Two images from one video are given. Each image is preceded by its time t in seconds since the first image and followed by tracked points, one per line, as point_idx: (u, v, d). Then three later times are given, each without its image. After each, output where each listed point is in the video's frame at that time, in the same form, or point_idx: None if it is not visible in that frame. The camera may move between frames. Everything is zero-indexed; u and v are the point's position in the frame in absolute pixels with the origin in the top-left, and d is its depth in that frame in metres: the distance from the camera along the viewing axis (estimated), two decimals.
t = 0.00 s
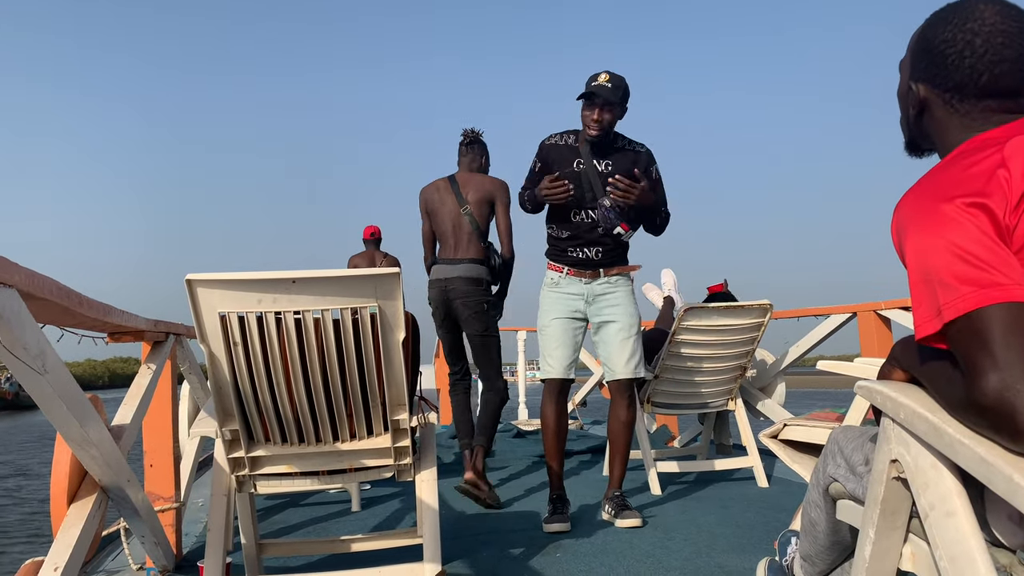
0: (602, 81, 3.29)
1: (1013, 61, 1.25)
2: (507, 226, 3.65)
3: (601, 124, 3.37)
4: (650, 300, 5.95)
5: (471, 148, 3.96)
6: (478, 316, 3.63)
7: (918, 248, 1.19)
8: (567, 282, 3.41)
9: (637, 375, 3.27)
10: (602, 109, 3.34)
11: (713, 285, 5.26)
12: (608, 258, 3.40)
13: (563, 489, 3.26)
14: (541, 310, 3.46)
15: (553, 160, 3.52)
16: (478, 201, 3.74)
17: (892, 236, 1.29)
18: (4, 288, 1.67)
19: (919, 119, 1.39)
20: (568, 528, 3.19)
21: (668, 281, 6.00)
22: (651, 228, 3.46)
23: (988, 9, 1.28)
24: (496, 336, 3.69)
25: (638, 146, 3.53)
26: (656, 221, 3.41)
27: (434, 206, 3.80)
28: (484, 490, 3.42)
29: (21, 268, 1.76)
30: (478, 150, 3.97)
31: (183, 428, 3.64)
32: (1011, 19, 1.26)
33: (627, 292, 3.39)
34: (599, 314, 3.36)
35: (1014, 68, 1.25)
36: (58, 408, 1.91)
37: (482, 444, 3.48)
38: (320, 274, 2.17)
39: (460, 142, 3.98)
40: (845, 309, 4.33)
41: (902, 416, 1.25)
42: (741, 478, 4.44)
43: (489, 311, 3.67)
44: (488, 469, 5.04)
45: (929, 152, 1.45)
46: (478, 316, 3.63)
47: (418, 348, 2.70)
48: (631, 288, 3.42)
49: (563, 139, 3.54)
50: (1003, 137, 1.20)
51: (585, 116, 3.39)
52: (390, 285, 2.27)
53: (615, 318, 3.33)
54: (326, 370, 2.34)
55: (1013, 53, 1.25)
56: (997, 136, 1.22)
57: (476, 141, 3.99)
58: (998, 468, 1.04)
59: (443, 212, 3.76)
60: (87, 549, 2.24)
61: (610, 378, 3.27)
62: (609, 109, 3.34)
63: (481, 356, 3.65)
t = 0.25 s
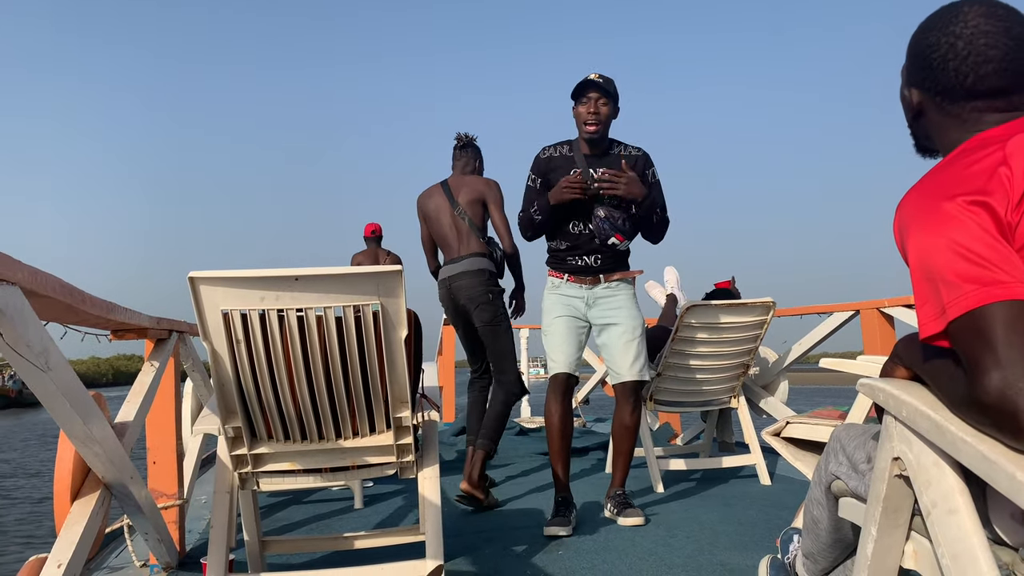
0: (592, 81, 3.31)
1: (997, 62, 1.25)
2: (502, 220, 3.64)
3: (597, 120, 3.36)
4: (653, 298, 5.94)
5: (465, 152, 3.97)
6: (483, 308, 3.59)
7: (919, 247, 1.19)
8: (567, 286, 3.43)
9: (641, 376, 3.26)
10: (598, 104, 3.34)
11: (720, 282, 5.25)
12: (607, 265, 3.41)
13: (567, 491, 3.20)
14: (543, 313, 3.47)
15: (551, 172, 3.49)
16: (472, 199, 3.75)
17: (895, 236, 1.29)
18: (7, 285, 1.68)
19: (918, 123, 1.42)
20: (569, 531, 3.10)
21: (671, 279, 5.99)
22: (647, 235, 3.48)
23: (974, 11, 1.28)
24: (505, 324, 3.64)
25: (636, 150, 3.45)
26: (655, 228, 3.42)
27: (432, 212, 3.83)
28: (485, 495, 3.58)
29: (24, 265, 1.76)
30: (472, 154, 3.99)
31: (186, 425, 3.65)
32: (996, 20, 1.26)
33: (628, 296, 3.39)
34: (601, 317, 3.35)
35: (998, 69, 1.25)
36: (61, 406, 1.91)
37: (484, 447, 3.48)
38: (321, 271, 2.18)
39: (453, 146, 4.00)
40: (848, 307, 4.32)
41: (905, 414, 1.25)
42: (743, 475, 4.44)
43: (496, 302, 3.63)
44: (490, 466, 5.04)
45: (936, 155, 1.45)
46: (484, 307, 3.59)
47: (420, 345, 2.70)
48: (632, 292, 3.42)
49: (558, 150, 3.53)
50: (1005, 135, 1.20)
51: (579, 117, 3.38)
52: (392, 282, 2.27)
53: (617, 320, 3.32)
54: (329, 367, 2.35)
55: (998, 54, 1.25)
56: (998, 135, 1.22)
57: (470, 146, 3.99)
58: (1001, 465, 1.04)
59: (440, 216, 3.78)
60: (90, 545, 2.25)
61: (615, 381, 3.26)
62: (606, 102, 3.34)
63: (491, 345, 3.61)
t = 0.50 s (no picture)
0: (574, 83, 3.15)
1: (992, 62, 1.26)
2: (508, 223, 3.64)
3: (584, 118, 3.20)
4: (656, 295, 5.93)
5: (466, 155, 3.96)
6: (484, 318, 3.62)
7: (921, 246, 1.18)
8: (560, 285, 3.41)
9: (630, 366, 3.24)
10: (584, 103, 3.18)
11: (732, 279, 5.24)
12: (600, 267, 3.41)
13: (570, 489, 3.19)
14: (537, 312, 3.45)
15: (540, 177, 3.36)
16: (477, 202, 3.74)
17: (897, 235, 1.28)
18: (9, 282, 1.68)
19: (919, 126, 1.42)
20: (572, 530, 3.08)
21: (674, 276, 5.98)
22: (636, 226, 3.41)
23: (969, 12, 1.29)
24: (504, 333, 3.68)
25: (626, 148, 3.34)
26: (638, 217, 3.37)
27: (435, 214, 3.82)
28: (486, 490, 3.57)
29: (26, 262, 1.76)
30: (473, 156, 3.98)
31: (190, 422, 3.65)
32: (991, 21, 1.27)
33: (618, 291, 3.39)
34: (593, 311, 3.35)
35: (993, 69, 1.26)
36: (64, 402, 1.92)
37: (487, 447, 3.48)
38: (323, 269, 2.18)
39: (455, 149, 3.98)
40: (851, 304, 4.31)
41: (908, 411, 1.25)
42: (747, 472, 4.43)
43: (496, 311, 3.66)
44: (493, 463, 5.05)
45: (939, 157, 1.45)
46: (484, 317, 3.62)
47: (423, 343, 2.70)
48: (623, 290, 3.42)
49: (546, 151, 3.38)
50: (1006, 132, 1.19)
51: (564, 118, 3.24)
52: (394, 280, 2.27)
53: (609, 313, 3.33)
54: (331, 365, 2.34)
55: (993, 54, 1.26)
56: (1000, 132, 1.21)
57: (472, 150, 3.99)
58: (1005, 462, 1.03)
59: (444, 218, 3.77)
60: (94, 542, 2.26)
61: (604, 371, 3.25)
62: (591, 99, 3.18)
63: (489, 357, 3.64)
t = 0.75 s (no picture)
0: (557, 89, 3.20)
1: (989, 62, 1.26)
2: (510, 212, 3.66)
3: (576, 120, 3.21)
4: (658, 293, 5.93)
5: (466, 146, 3.96)
6: (486, 300, 3.59)
7: (922, 244, 1.18)
8: (555, 284, 3.41)
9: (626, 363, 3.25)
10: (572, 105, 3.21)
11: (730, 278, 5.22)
12: (597, 270, 3.42)
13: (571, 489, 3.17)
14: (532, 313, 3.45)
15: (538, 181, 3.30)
16: (480, 191, 3.77)
17: (899, 233, 1.28)
18: (9, 281, 1.68)
19: (921, 128, 1.42)
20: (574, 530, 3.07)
21: (676, 274, 5.98)
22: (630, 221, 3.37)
23: (966, 13, 1.30)
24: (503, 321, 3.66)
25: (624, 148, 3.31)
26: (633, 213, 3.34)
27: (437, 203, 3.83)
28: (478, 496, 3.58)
29: (27, 261, 1.76)
30: (473, 149, 4.00)
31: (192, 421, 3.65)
32: (989, 21, 1.27)
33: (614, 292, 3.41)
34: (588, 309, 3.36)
35: (991, 69, 1.26)
36: (65, 401, 1.92)
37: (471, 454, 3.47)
38: (324, 268, 2.18)
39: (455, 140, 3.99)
40: (853, 302, 4.31)
41: (910, 409, 1.24)
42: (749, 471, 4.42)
43: (498, 295, 3.64)
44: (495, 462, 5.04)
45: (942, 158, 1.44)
46: (486, 299, 3.59)
47: (424, 342, 2.70)
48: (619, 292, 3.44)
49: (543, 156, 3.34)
50: (1006, 131, 1.18)
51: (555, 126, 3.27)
52: (396, 278, 2.27)
53: (604, 309, 3.33)
54: (333, 363, 2.34)
55: (990, 53, 1.26)
56: (1002, 130, 1.20)
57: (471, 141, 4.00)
58: (1007, 460, 1.03)
59: (446, 206, 3.78)
60: (96, 541, 2.26)
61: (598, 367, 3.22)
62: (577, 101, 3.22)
63: (488, 342, 3.60)
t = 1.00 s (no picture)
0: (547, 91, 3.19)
1: (989, 62, 1.26)
2: (505, 207, 3.63)
3: (570, 119, 3.20)
4: (659, 293, 5.93)
5: (467, 138, 3.95)
6: (484, 309, 3.61)
7: (923, 244, 1.18)
8: (567, 285, 3.36)
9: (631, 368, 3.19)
10: (565, 105, 3.19)
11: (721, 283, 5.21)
12: (609, 268, 3.39)
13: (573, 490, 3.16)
14: (544, 314, 3.41)
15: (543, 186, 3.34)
16: (474, 187, 3.73)
17: (901, 233, 1.28)
18: (10, 283, 1.68)
19: (924, 130, 1.42)
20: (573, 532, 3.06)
21: (677, 274, 5.98)
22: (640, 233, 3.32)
23: (966, 15, 1.30)
24: (504, 323, 3.68)
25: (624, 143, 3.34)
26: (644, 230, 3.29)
27: (433, 201, 3.82)
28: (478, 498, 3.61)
29: (28, 263, 1.77)
30: (473, 139, 3.97)
31: (192, 421, 3.66)
32: (988, 22, 1.28)
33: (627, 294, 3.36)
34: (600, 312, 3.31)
35: (991, 69, 1.26)
36: (66, 403, 1.92)
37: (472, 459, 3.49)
38: (324, 268, 2.18)
39: (455, 131, 3.98)
40: (853, 302, 4.31)
41: (909, 410, 1.24)
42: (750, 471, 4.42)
43: (497, 303, 3.65)
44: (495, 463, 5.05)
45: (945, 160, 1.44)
46: (483, 308, 3.61)
47: (424, 342, 2.70)
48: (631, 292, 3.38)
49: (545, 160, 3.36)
50: (1009, 131, 1.19)
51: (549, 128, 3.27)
52: (396, 279, 2.27)
53: (615, 313, 3.28)
54: (333, 364, 2.35)
55: (990, 54, 1.26)
56: (1004, 130, 1.20)
57: (472, 131, 3.99)
58: (1005, 462, 1.03)
59: (442, 205, 3.77)
60: (97, 542, 2.26)
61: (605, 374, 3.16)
62: (568, 100, 3.20)
63: (489, 350, 3.65)
